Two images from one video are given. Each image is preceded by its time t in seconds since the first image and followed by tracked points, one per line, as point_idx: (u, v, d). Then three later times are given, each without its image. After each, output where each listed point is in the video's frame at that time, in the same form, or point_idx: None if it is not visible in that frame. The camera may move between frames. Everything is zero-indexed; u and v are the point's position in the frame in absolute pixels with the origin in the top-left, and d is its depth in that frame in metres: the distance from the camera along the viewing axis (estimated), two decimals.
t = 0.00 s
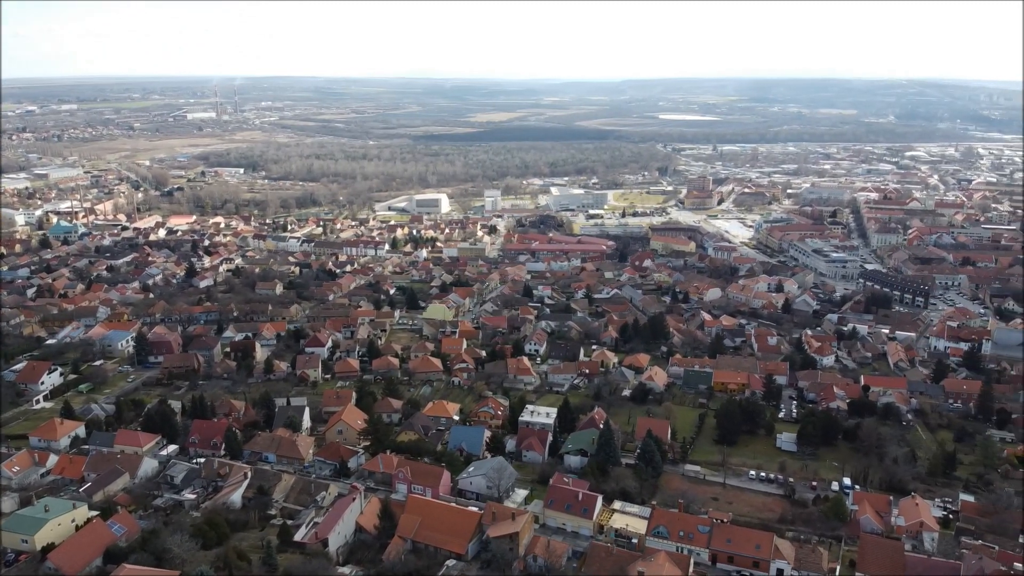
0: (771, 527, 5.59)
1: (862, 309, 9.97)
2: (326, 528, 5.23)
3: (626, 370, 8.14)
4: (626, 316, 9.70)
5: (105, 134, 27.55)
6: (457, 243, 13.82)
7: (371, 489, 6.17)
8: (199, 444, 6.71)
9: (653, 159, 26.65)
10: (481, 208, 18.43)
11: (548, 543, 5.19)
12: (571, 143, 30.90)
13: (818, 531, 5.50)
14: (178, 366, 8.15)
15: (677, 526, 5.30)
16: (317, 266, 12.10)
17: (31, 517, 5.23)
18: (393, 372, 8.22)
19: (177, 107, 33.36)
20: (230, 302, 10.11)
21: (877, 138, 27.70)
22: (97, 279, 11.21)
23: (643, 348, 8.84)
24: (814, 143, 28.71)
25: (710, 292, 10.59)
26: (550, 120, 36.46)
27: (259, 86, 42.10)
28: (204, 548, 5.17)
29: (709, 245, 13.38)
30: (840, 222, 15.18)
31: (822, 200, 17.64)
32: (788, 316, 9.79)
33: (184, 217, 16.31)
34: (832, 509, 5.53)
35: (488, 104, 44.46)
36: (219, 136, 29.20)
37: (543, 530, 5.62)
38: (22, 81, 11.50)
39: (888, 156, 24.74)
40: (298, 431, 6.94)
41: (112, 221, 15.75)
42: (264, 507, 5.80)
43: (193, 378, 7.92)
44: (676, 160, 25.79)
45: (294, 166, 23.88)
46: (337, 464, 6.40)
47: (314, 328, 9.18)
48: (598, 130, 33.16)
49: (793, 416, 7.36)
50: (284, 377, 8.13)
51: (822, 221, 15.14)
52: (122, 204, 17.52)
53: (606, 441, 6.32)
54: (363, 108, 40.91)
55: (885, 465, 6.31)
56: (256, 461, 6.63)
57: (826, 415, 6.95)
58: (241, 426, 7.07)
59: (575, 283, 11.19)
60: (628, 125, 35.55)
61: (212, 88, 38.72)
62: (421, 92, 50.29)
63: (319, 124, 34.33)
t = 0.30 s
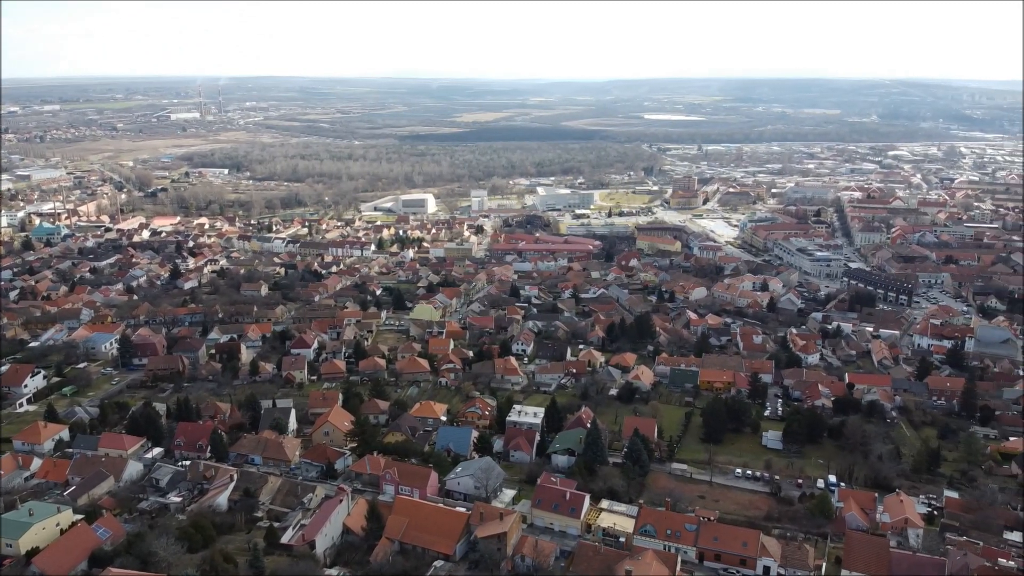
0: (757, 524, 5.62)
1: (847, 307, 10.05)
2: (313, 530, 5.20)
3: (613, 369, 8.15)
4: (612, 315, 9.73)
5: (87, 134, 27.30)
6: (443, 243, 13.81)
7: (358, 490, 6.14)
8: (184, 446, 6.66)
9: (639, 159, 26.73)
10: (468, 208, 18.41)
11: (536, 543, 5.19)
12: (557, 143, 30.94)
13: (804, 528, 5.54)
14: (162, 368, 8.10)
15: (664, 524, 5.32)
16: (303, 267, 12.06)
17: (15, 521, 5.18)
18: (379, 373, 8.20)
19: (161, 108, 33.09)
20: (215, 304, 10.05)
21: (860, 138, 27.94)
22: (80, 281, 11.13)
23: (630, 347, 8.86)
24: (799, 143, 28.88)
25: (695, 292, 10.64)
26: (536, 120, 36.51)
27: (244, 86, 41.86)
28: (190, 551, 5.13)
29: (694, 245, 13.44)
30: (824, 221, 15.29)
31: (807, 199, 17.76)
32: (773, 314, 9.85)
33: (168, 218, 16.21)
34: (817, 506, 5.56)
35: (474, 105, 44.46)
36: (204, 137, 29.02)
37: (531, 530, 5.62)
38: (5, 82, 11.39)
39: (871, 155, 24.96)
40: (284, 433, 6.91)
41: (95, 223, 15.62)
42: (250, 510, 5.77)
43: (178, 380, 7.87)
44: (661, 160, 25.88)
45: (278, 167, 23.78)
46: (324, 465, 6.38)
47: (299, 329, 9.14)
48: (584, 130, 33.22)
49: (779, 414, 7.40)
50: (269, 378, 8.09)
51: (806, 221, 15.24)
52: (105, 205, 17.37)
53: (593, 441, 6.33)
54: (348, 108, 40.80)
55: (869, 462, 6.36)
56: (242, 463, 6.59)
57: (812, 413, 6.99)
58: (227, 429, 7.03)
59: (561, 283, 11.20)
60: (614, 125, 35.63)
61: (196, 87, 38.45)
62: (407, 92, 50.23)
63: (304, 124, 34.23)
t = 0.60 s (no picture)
0: (743, 522, 5.65)
1: (831, 306, 10.12)
2: (300, 532, 5.18)
3: (599, 369, 8.17)
4: (599, 314, 9.75)
5: (69, 135, 27.03)
6: (430, 243, 13.80)
7: (345, 492, 6.12)
8: (169, 449, 6.61)
9: (624, 159, 26.81)
10: (454, 209, 18.39)
11: (523, 542, 5.20)
12: (544, 143, 30.98)
13: (790, 526, 5.58)
14: (147, 370, 8.06)
15: (651, 523, 5.34)
16: (288, 268, 12.02)
17: None
18: (366, 375, 8.17)
19: (145, 108, 32.83)
20: (199, 305, 9.99)
21: (843, 138, 28.18)
22: (62, 282, 11.03)
23: (616, 347, 8.89)
24: (783, 142, 29.08)
25: (681, 291, 10.69)
26: (523, 120, 36.57)
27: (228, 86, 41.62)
28: (176, 554, 5.10)
29: (679, 244, 13.50)
30: (809, 221, 15.40)
31: (791, 199, 17.88)
32: (758, 313, 9.91)
33: (151, 219, 16.10)
34: (803, 504, 5.60)
35: (460, 105, 44.45)
36: (188, 137, 28.83)
37: (519, 530, 5.62)
38: None
39: (855, 155, 25.17)
40: (270, 435, 6.88)
41: (77, 224, 15.48)
42: (236, 512, 5.74)
43: (163, 383, 7.82)
44: (647, 160, 25.97)
45: (263, 167, 23.69)
46: (310, 467, 6.35)
47: (285, 330, 9.10)
48: (571, 130, 33.28)
49: (764, 412, 7.45)
50: (255, 380, 8.05)
51: (790, 220, 15.34)
52: (87, 207, 17.22)
53: (580, 440, 6.34)
54: (333, 108, 40.67)
55: (854, 460, 6.41)
56: (227, 465, 6.55)
57: (796, 411, 7.03)
58: (212, 431, 6.99)
59: (548, 283, 11.22)
60: (600, 125, 35.71)
61: (179, 87, 38.19)
62: (393, 92, 50.16)
63: (288, 124, 34.10)
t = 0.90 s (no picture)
0: (729, 520, 5.68)
1: (815, 304, 10.19)
2: (287, 534, 5.15)
3: (586, 368, 8.19)
4: (586, 314, 9.77)
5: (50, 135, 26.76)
6: (416, 244, 13.78)
7: (332, 494, 6.10)
8: (154, 452, 6.56)
9: (610, 158, 26.88)
10: (441, 209, 18.36)
11: (511, 542, 5.20)
12: (530, 143, 31.00)
13: (777, 523, 5.61)
14: (131, 372, 8.00)
15: (638, 522, 5.36)
16: (273, 269, 11.97)
17: None
18: (353, 376, 8.15)
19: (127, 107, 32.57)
20: (184, 307, 9.92)
21: (827, 138, 28.39)
22: (45, 284, 10.93)
23: (603, 346, 8.92)
24: (768, 142, 29.25)
25: (667, 290, 10.74)
26: (509, 120, 36.60)
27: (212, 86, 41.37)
28: (162, 557, 5.06)
29: (665, 244, 13.54)
30: (793, 220, 15.50)
31: (775, 198, 17.99)
32: (743, 312, 9.97)
33: (135, 220, 15.97)
34: (789, 500, 5.63)
35: (446, 106, 44.42)
36: (172, 137, 28.64)
37: (506, 530, 5.63)
38: None
39: (838, 155, 25.36)
40: (256, 436, 6.84)
41: (59, 225, 15.34)
42: (222, 515, 5.71)
43: (147, 385, 7.77)
44: (632, 160, 26.05)
45: (248, 168, 23.56)
46: (297, 469, 6.32)
47: (270, 332, 9.07)
48: (557, 130, 33.33)
49: (750, 410, 7.49)
50: (240, 382, 8.01)
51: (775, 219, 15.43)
52: (70, 208, 17.06)
53: (567, 439, 6.35)
54: (318, 108, 40.54)
55: (839, 457, 6.46)
56: (213, 468, 6.51)
57: (781, 409, 7.08)
58: (197, 433, 6.95)
59: (534, 283, 11.23)
60: (586, 125, 35.78)
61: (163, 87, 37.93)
62: (378, 92, 50.06)
63: (273, 124, 33.97)
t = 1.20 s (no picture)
0: (716, 518, 5.71)
1: (800, 303, 10.27)
2: (273, 536, 5.13)
3: (574, 368, 8.21)
4: (573, 314, 9.80)
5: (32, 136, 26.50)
6: (402, 244, 13.76)
7: (319, 495, 6.08)
8: (138, 454, 6.51)
9: (596, 158, 26.94)
10: (427, 209, 18.33)
11: (499, 542, 5.21)
12: (516, 143, 31.02)
13: (763, 520, 5.64)
14: (115, 375, 7.95)
15: (626, 520, 5.37)
16: (259, 270, 11.92)
17: None
18: (339, 377, 8.12)
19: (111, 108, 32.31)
20: (168, 309, 9.86)
21: (811, 137, 28.60)
22: (27, 287, 10.83)
23: (589, 346, 8.94)
24: (753, 141, 29.42)
25: (653, 289, 10.78)
26: (495, 120, 36.62)
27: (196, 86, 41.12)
28: (147, 561, 5.02)
29: (651, 243, 13.60)
30: (778, 219, 15.60)
31: (760, 198, 18.09)
32: (729, 311, 10.03)
33: (118, 221, 15.84)
34: (776, 498, 5.66)
35: (432, 106, 44.35)
36: (156, 137, 28.44)
37: (494, 530, 5.63)
38: None
39: (822, 154, 25.55)
40: (242, 439, 6.81)
41: (41, 227, 15.19)
42: (208, 517, 5.67)
43: (132, 388, 7.71)
44: (618, 160, 26.13)
45: (232, 168, 23.44)
46: (283, 471, 6.29)
47: (256, 334, 9.03)
48: (543, 130, 33.37)
49: (736, 408, 7.54)
50: (226, 384, 7.97)
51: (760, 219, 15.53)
52: (52, 209, 16.90)
53: (554, 439, 6.36)
54: (304, 108, 40.40)
55: (825, 454, 6.50)
56: (199, 470, 6.47)
57: (767, 407, 7.12)
58: (183, 435, 6.90)
59: (521, 283, 11.24)
60: (573, 125, 35.84)
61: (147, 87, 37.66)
62: (363, 92, 49.99)
63: (257, 124, 33.85)
